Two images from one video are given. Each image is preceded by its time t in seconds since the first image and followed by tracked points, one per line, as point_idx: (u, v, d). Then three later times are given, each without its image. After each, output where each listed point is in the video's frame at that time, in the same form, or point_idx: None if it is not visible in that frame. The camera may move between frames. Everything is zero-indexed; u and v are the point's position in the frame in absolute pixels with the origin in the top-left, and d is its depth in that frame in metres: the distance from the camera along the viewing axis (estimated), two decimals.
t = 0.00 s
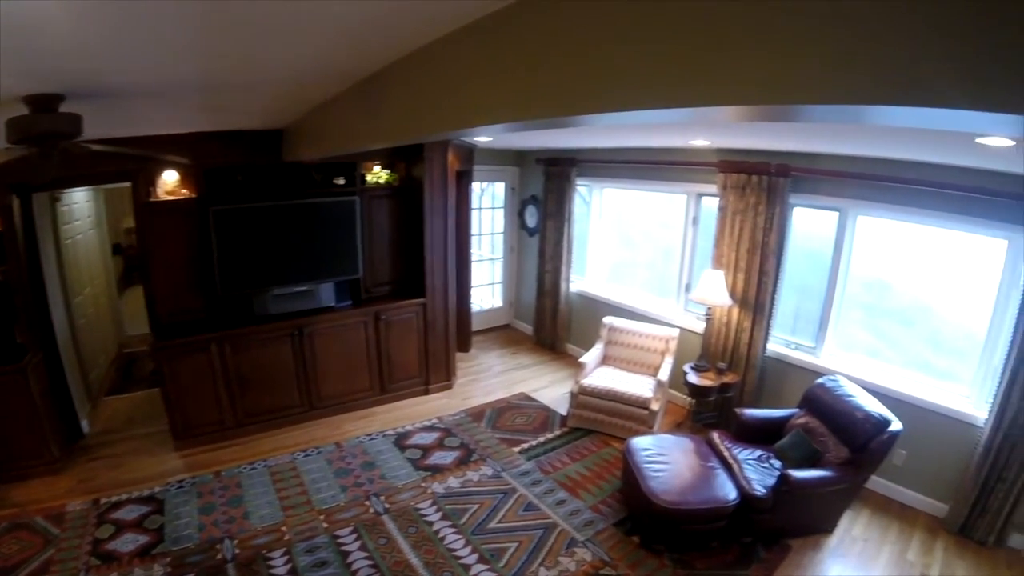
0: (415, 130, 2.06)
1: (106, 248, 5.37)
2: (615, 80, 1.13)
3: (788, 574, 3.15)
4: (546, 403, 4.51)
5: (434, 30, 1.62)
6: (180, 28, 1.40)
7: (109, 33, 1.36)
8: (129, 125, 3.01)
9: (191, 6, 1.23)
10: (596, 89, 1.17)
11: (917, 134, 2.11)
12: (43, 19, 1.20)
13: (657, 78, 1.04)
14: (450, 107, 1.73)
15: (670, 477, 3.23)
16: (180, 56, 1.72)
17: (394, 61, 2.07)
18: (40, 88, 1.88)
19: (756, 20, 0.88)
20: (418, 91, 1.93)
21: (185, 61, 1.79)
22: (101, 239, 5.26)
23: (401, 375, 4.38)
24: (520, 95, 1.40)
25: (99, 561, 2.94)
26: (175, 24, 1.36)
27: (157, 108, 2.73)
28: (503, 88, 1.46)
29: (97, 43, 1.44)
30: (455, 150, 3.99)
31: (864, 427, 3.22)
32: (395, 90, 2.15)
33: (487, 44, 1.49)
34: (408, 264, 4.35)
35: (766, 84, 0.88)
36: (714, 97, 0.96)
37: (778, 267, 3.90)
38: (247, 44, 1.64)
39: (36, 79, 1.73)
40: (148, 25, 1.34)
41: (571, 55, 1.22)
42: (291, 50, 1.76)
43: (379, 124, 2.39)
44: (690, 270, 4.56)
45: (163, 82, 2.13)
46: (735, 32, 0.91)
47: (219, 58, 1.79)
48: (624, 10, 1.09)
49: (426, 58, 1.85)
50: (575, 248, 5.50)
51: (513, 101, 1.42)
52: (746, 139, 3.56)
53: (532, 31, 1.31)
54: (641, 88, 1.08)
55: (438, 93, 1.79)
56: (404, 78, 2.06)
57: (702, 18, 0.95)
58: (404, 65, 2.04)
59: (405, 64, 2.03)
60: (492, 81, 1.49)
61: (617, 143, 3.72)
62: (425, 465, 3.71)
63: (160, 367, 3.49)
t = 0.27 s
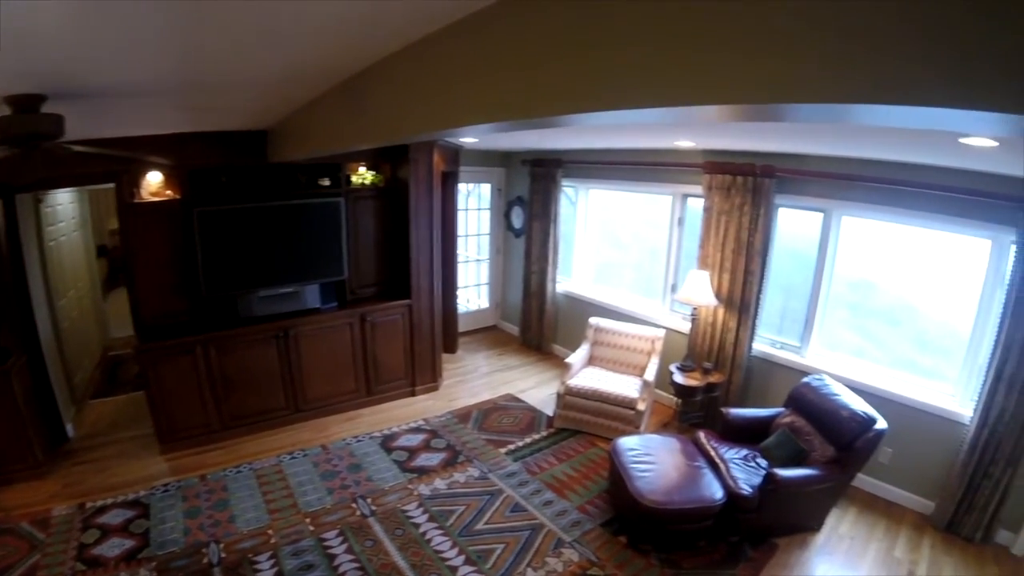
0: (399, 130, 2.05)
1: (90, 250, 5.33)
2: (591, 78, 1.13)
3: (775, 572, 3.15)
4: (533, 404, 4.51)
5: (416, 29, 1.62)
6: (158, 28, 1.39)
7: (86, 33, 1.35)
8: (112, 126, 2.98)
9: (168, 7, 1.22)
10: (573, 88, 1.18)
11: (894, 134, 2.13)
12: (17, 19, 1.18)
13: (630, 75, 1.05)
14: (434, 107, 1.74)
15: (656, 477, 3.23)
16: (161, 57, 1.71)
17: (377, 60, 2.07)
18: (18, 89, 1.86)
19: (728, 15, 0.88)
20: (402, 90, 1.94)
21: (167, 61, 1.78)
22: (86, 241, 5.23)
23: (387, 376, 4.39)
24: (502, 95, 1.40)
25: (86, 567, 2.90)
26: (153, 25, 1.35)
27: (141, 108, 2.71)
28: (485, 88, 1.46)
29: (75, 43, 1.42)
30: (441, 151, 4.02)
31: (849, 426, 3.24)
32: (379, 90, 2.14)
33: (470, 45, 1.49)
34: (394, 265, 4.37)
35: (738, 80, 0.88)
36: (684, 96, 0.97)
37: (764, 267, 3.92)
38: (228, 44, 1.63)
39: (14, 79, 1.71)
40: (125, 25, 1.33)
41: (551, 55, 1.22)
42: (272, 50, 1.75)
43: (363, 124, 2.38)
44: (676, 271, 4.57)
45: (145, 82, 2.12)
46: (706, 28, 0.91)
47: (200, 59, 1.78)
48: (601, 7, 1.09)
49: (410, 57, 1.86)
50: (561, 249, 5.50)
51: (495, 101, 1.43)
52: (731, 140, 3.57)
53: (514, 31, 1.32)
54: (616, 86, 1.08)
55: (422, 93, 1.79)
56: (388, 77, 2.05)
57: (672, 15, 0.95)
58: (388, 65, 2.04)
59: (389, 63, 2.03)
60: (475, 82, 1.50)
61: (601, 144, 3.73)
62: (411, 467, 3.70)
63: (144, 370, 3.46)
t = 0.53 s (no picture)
0: (385, 128, 2.04)
1: (74, 250, 5.29)
2: (572, 75, 1.16)
3: (762, 568, 3.16)
4: (519, 403, 4.52)
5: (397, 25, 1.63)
6: (138, 27, 1.38)
7: (64, 32, 1.34)
8: (96, 125, 2.95)
9: (149, 7, 1.21)
10: (556, 86, 1.21)
11: (873, 131, 2.14)
12: None
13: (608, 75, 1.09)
14: (419, 104, 1.75)
15: (643, 474, 3.23)
16: (142, 56, 1.69)
17: (359, 56, 2.07)
18: None
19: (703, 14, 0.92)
20: (386, 87, 1.94)
21: (148, 60, 1.76)
22: (69, 242, 5.18)
23: (372, 377, 4.41)
24: (485, 92, 1.42)
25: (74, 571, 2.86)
26: (132, 23, 1.34)
27: (125, 108, 2.69)
28: (468, 84, 1.48)
29: (55, 43, 1.41)
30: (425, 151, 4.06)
31: (834, 421, 3.25)
32: (363, 88, 2.14)
33: (451, 41, 1.50)
34: (378, 265, 4.40)
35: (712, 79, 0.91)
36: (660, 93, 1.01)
37: (748, 265, 3.95)
38: (209, 43, 1.62)
39: None
40: (104, 24, 1.32)
41: (531, 52, 1.24)
42: (253, 48, 1.75)
43: (348, 122, 2.37)
44: (661, 269, 4.58)
45: (127, 82, 2.10)
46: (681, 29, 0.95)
47: (182, 58, 1.78)
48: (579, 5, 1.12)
49: (392, 54, 1.86)
50: (546, 247, 5.49)
51: (478, 97, 1.45)
52: (715, 139, 3.57)
53: (495, 28, 1.34)
54: (596, 83, 1.11)
55: (406, 89, 1.80)
56: (373, 76, 2.05)
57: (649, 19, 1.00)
58: (371, 61, 2.04)
59: (372, 60, 2.03)
60: (457, 78, 1.51)
61: (584, 143, 3.74)
62: (397, 467, 3.69)
63: (128, 373, 3.43)
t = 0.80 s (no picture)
0: (369, 128, 2.04)
1: (58, 252, 5.26)
2: (556, 74, 1.19)
3: (748, 565, 3.17)
4: (506, 403, 4.54)
5: (383, 24, 1.64)
6: (119, 25, 1.37)
7: (45, 31, 1.32)
8: (81, 125, 2.93)
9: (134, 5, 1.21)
10: (540, 85, 1.24)
11: (857, 131, 2.13)
12: None
13: (590, 75, 1.12)
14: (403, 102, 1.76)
15: (629, 473, 3.23)
16: (125, 55, 1.68)
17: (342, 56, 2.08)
18: None
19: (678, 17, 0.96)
20: (370, 88, 1.96)
21: (131, 59, 1.75)
22: (54, 243, 5.15)
23: (358, 378, 4.43)
24: (468, 92, 1.45)
25: None
26: (113, 21, 1.33)
27: (109, 108, 2.68)
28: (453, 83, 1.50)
29: (37, 41, 1.40)
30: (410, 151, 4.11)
31: (818, 419, 3.27)
32: (348, 88, 2.14)
33: (437, 44, 1.53)
34: (362, 266, 4.45)
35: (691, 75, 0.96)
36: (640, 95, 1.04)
37: (732, 265, 3.98)
38: (191, 42, 1.62)
39: None
40: (85, 22, 1.31)
41: (519, 53, 1.27)
42: (236, 48, 1.74)
43: (333, 122, 2.38)
44: (646, 268, 4.60)
45: (111, 81, 2.08)
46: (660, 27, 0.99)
47: (166, 57, 1.77)
48: (561, 6, 1.15)
49: (376, 56, 1.88)
50: (531, 247, 5.49)
51: (463, 95, 1.47)
52: (699, 139, 3.58)
53: (479, 28, 1.36)
54: (582, 83, 1.14)
55: (390, 88, 1.82)
56: (357, 76, 2.06)
57: (630, 22, 1.04)
58: (354, 62, 2.06)
59: (354, 60, 2.05)
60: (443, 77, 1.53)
61: (568, 142, 3.76)
62: (383, 468, 3.69)
63: (113, 376, 3.41)
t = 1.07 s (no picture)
0: (354, 129, 2.03)
1: (43, 255, 5.24)
2: (531, 73, 1.19)
3: (737, 562, 3.18)
4: (494, 404, 4.55)
5: (363, 24, 1.64)
6: (94, 26, 1.35)
7: (17, 34, 1.30)
8: (64, 128, 2.91)
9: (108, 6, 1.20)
10: (517, 84, 1.25)
11: (839, 129, 2.13)
12: None
13: (562, 73, 1.13)
14: (385, 103, 1.77)
15: (616, 473, 3.24)
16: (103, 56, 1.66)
17: (323, 56, 2.08)
18: None
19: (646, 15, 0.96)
20: (352, 88, 1.96)
21: (110, 61, 1.73)
22: (39, 247, 5.13)
23: (345, 380, 4.44)
24: (449, 92, 1.46)
25: None
26: (88, 23, 1.31)
27: (92, 110, 2.66)
28: (434, 84, 1.51)
29: (12, 44, 1.37)
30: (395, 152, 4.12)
31: (805, 417, 3.28)
32: (330, 88, 2.14)
33: (417, 43, 1.54)
34: (348, 267, 4.46)
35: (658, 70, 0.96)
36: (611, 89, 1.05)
37: (718, 263, 4.00)
38: (167, 43, 1.60)
39: None
40: (59, 24, 1.29)
41: (498, 53, 1.27)
42: (213, 48, 1.73)
43: (316, 123, 2.37)
44: (632, 268, 4.62)
45: (91, 83, 2.06)
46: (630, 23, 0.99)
47: (145, 58, 1.75)
48: (535, 5, 1.16)
49: (358, 57, 1.89)
50: (518, 247, 5.50)
51: (444, 94, 1.48)
52: (683, 138, 3.60)
53: (458, 27, 1.37)
54: (555, 81, 1.15)
55: (372, 89, 1.83)
56: (339, 77, 2.06)
57: (601, 18, 1.04)
58: (336, 62, 2.06)
59: (336, 61, 2.05)
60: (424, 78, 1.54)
61: (552, 142, 3.77)
62: (371, 470, 3.68)
63: (97, 381, 3.40)
